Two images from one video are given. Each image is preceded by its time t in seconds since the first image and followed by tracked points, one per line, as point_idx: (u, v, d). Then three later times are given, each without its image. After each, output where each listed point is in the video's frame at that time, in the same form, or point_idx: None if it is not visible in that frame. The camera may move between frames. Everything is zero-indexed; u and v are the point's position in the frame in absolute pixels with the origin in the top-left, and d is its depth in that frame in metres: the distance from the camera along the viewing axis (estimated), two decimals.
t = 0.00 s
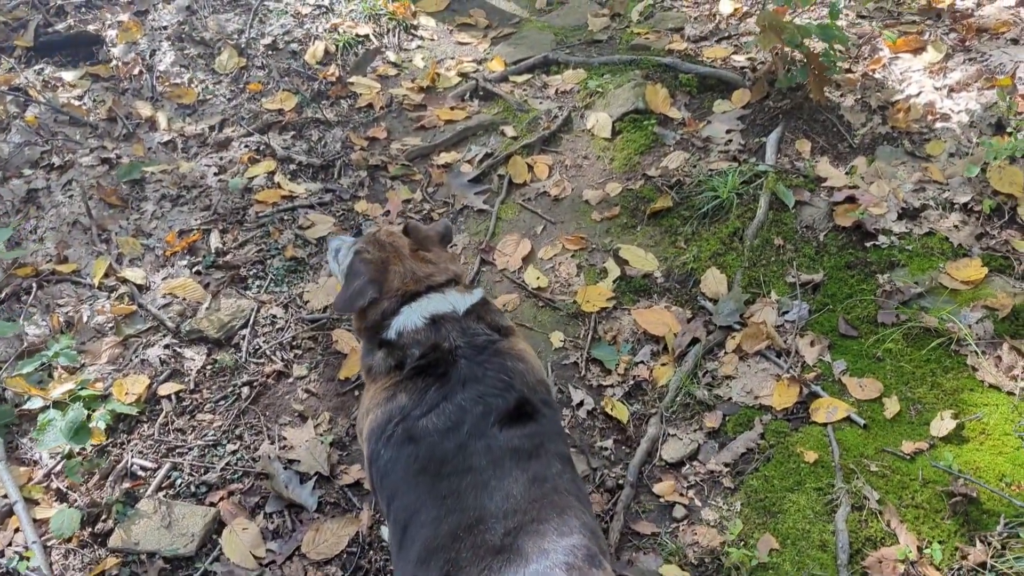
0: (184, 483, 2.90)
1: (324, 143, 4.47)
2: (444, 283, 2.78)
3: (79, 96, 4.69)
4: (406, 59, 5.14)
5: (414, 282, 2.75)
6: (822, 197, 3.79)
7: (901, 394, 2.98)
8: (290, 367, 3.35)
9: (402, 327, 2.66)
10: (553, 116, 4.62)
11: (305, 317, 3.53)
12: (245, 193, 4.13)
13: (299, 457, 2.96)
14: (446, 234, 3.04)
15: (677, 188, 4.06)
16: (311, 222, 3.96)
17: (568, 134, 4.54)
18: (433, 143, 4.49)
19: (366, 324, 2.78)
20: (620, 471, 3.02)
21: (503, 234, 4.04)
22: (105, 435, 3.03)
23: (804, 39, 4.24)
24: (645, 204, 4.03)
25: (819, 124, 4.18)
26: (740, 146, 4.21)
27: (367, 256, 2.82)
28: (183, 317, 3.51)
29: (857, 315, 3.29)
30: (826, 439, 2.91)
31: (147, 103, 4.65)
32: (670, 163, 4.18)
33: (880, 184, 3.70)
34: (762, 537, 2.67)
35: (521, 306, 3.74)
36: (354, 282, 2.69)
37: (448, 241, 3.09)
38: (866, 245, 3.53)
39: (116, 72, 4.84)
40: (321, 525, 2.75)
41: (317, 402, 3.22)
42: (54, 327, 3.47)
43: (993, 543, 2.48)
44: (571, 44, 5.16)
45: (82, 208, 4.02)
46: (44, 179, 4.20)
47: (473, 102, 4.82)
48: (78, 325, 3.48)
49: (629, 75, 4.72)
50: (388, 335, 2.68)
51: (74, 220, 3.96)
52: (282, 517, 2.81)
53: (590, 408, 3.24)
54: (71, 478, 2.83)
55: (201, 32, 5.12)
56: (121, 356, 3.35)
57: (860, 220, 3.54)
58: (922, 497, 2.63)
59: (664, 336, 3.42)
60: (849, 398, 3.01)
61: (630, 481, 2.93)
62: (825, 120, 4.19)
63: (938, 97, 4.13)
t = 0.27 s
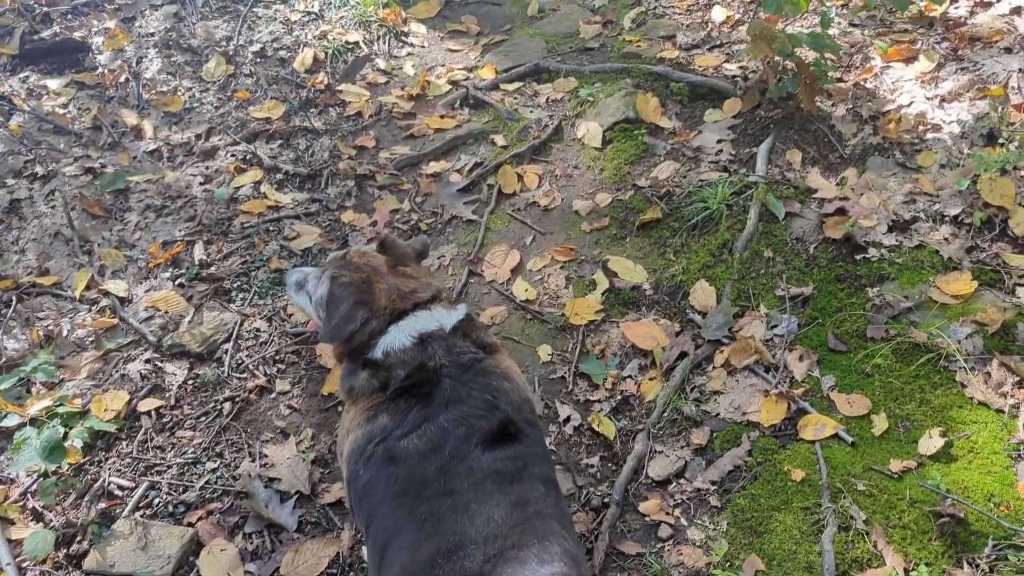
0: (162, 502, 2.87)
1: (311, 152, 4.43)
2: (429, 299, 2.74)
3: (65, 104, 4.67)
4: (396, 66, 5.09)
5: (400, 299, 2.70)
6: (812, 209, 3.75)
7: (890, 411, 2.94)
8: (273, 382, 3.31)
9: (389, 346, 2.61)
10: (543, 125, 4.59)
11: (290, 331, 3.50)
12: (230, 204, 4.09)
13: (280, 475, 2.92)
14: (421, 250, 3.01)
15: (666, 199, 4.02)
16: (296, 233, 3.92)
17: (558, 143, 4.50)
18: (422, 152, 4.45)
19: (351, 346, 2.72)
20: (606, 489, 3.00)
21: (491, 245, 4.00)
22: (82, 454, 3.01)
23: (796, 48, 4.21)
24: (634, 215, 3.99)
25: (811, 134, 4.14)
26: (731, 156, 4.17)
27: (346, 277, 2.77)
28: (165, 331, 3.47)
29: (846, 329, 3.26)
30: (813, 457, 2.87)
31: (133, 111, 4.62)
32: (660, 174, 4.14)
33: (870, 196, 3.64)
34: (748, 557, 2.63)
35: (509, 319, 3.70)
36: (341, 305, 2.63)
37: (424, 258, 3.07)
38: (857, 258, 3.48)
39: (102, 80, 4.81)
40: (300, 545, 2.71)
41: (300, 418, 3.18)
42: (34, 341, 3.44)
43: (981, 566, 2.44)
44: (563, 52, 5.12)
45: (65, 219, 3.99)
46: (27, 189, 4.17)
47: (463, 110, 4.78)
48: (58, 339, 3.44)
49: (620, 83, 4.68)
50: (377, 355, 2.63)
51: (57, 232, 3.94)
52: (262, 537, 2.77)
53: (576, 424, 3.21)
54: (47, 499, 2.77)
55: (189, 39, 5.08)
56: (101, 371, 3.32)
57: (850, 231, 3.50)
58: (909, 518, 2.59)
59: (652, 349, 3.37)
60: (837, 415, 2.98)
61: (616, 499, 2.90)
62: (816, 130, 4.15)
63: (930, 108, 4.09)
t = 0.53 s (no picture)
0: (148, 512, 2.85)
1: (303, 158, 4.42)
2: (414, 309, 2.76)
3: (56, 110, 4.66)
4: (389, 71, 5.08)
5: (386, 310, 2.72)
6: (805, 215, 3.73)
7: (883, 419, 2.91)
8: (262, 390, 3.29)
9: (381, 357, 2.61)
10: (536, 130, 4.57)
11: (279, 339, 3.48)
12: (221, 210, 4.08)
13: (267, 485, 2.90)
14: (396, 262, 3.03)
15: (659, 205, 4.00)
16: (287, 240, 3.91)
17: (551, 149, 4.48)
18: (414, 158, 4.43)
19: (338, 361, 2.69)
20: (596, 498, 2.98)
21: (483, 252, 3.98)
22: (68, 464, 2.98)
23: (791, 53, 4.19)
24: (627, 221, 3.97)
25: (805, 140, 4.12)
26: (724, 162, 4.15)
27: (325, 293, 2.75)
28: (154, 338, 3.45)
29: (839, 337, 3.23)
30: (805, 466, 2.84)
31: (124, 117, 4.60)
32: (653, 180, 4.12)
33: (863, 203, 3.62)
34: (738, 568, 2.60)
35: (500, 326, 3.69)
36: (327, 319, 2.60)
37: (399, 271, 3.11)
38: (849, 265, 3.46)
39: (94, 86, 4.80)
40: (287, 556, 2.69)
41: (289, 427, 3.15)
42: (22, 348, 3.42)
43: None
44: (556, 57, 5.11)
45: (54, 226, 3.98)
46: (18, 196, 4.17)
47: (456, 116, 4.76)
48: (46, 347, 3.42)
49: (613, 89, 4.66)
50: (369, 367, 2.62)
51: (47, 239, 3.93)
52: (248, 548, 2.75)
53: (567, 433, 3.20)
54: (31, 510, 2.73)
55: (181, 44, 5.08)
56: (89, 379, 3.30)
57: (842, 238, 3.48)
58: (901, 529, 2.56)
59: (643, 357, 3.36)
60: (829, 424, 2.95)
61: (606, 509, 2.88)
62: (809, 136, 4.13)
63: (925, 113, 4.04)
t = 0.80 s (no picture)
0: (128, 537, 2.81)
1: (292, 176, 4.41)
2: (396, 334, 2.72)
3: (45, 128, 4.67)
4: (380, 88, 5.07)
5: (368, 335, 2.68)
6: (795, 234, 3.71)
7: (871, 441, 2.87)
8: (246, 412, 3.26)
9: (364, 385, 2.55)
10: (527, 148, 4.56)
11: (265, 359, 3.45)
12: (208, 229, 4.07)
13: (249, 509, 2.86)
14: (375, 287, 3.02)
15: (649, 224, 3.98)
16: (274, 259, 3.90)
17: (541, 167, 4.48)
18: (404, 176, 4.42)
19: (318, 390, 2.63)
20: (582, 522, 2.95)
21: (471, 271, 3.96)
22: (47, 490, 2.95)
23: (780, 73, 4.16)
24: (616, 239, 3.96)
25: (795, 158, 4.11)
26: (714, 180, 4.14)
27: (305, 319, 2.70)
28: (138, 359, 3.42)
29: (828, 357, 3.19)
30: (793, 489, 2.81)
31: (113, 134, 4.60)
32: (643, 198, 4.10)
33: (853, 222, 3.61)
34: None
35: (488, 346, 3.66)
36: (308, 345, 2.55)
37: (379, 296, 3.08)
38: (839, 284, 3.44)
39: (83, 104, 4.81)
40: None
41: (273, 449, 3.11)
42: (5, 370, 3.39)
43: None
44: (548, 74, 5.11)
45: (40, 245, 3.97)
46: (5, 215, 4.16)
47: (447, 133, 4.76)
48: (29, 368, 3.40)
49: (604, 107, 4.66)
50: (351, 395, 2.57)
51: (33, 258, 3.92)
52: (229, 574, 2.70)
53: (554, 455, 3.18)
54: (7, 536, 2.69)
55: (172, 61, 5.08)
56: (71, 401, 3.27)
57: (832, 258, 3.46)
58: (889, 554, 2.52)
59: (632, 378, 3.34)
60: (818, 446, 2.91)
61: (592, 533, 2.85)
62: (799, 154, 4.12)
63: (915, 131, 4.04)
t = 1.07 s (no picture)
0: (124, 551, 2.79)
1: (291, 186, 4.41)
2: (391, 349, 2.78)
3: (45, 138, 4.67)
4: (380, 98, 5.08)
5: (361, 350, 2.75)
6: (794, 245, 3.70)
7: (872, 455, 2.86)
8: (243, 424, 3.24)
9: (356, 400, 2.61)
10: (526, 158, 4.57)
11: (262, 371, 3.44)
12: (207, 239, 4.06)
13: (245, 522, 2.84)
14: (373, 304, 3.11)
15: (648, 234, 3.97)
16: (272, 269, 3.89)
17: (540, 177, 4.47)
18: (403, 186, 4.42)
19: (313, 405, 2.71)
20: (581, 536, 2.93)
21: (469, 282, 3.95)
22: (44, 502, 2.95)
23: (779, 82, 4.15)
24: (615, 250, 3.95)
25: (794, 168, 4.10)
26: (713, 191, 4.13)
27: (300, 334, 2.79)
28: (135, 370, 3.42)
29: (828, 369, 3.18)
30: (793, 503, 2.79)
31: (112, 144, 4.61)
32: (642, 209, 4.09)
33: (853, 233, 3.60)
34: None
35: (486, 357, 3.66)
36: (301, 359, 2.63)
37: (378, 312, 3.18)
38: (838, 296, 3.42)
39: (83, 114, 4.82)
40: None
41: (270, 461, 3.10)
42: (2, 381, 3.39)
43: None
44: (547, 84, 5.12)
45: (38, 255, 3.97)
46: (3, 225, 4.16)
47: (446, 143, 4.76)
48: (26, 379, 3.39)
49: (603, 117, 4.66)
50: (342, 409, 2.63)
51: (31, 268, 3.91)
52: None
53: (552, 468, 3.16)
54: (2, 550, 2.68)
55: (172, 71, 5.09)
56: (68, 413, 3.26)
57: (832, 269, 3.44)
58: (890, 570, 2.50)
59: (630, 390, 3.32)
60: (819, 460, 2.89)
61: (591, 547, 2.83)
62: (798, 164, 4.11)
63: (914, 142, 4.03)
